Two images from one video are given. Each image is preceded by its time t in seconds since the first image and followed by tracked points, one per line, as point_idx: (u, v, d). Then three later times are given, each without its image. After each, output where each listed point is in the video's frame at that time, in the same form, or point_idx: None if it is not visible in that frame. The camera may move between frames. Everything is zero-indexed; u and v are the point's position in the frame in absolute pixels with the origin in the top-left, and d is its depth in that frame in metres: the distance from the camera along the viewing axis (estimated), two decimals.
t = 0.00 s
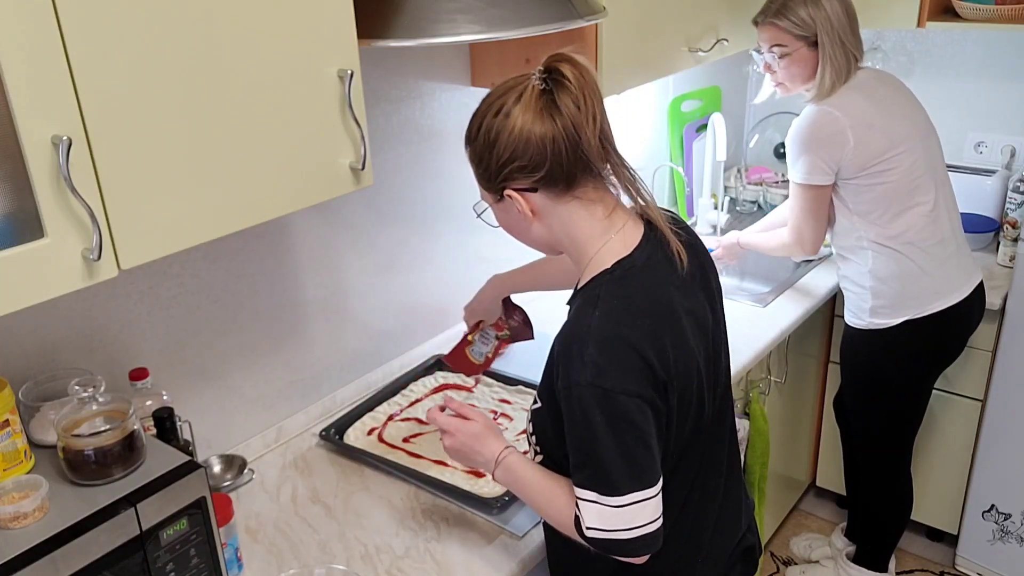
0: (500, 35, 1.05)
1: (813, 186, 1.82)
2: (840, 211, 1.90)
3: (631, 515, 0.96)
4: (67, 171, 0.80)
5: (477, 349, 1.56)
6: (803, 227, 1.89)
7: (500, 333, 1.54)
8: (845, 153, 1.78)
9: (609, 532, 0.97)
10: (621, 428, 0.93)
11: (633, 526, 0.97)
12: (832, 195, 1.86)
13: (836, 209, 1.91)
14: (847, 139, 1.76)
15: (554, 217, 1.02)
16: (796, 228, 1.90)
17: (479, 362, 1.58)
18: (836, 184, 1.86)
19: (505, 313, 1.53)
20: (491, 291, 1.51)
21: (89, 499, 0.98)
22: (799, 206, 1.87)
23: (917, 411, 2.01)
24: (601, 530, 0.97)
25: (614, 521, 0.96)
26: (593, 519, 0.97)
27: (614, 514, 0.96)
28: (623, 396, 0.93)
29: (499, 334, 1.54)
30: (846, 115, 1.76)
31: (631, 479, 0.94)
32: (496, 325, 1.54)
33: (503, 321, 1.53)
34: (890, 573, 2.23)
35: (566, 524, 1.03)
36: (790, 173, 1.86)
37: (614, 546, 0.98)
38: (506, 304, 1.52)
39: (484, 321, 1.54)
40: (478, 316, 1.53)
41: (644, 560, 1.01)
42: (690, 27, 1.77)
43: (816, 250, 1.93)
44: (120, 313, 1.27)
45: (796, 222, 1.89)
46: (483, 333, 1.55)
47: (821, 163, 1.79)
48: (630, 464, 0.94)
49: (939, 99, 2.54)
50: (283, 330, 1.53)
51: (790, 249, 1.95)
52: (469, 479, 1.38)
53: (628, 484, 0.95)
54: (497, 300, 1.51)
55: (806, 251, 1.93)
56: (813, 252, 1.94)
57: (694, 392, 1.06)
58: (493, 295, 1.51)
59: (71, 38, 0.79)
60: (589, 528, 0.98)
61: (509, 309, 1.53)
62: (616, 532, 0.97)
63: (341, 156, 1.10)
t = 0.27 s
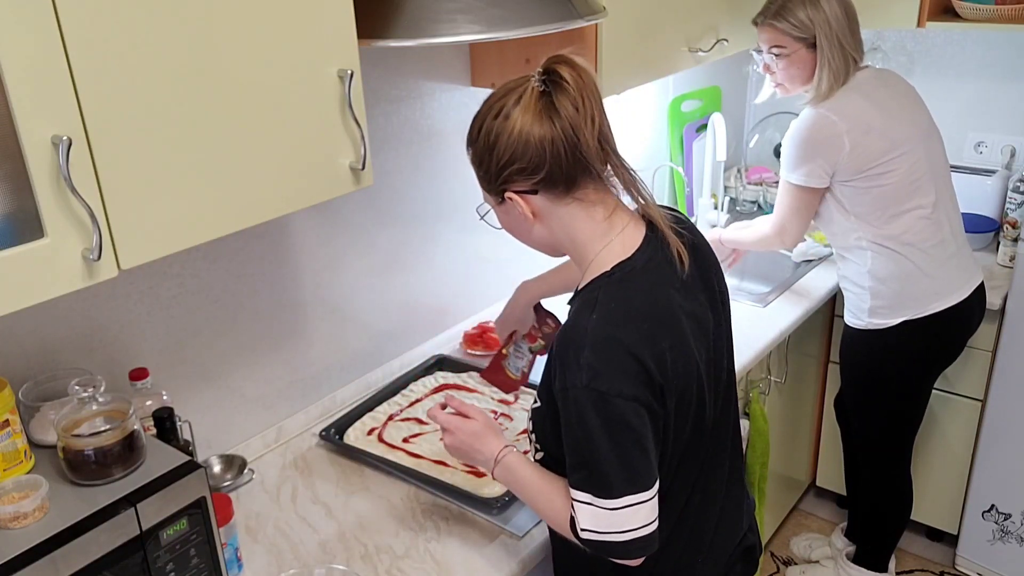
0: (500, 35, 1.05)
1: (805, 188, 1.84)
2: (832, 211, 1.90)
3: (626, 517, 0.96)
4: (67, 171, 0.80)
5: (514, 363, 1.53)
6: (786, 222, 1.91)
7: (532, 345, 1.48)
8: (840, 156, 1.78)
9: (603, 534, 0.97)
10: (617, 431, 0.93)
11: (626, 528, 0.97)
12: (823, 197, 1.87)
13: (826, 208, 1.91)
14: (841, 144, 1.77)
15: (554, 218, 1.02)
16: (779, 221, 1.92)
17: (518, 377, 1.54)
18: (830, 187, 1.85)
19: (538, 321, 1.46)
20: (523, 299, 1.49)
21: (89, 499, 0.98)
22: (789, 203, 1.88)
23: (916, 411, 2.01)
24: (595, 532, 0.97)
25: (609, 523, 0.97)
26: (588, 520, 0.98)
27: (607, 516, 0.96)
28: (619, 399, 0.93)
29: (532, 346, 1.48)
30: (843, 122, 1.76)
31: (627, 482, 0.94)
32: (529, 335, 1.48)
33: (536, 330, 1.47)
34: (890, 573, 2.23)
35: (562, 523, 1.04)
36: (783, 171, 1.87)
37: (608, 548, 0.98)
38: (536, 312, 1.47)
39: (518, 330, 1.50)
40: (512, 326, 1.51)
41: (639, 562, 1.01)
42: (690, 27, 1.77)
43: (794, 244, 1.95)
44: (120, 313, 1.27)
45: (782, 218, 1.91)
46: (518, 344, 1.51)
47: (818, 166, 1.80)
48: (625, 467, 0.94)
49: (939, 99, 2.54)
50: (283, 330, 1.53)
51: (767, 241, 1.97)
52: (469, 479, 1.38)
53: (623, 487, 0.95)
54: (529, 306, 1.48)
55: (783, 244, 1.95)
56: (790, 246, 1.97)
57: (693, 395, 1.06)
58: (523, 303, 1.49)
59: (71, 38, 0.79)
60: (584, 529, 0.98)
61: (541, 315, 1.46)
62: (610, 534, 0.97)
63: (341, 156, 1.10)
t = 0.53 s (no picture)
0: (500, 35, 1.05)
1: (809, 185, 1.83)
2: (834, 210, 1.90)
3: (628, 519, 0.96)
4: (67, 171, 0.80)
5: (532, 379, 1.39)
6: (792, 220, 1.90)
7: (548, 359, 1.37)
8: (842, 154, 1.78)
9: (604, 536, 0.97)
10: (617, 433, 0.93)
11: (628, 531, 0.97)
12: (826, 194, 1.87)
13: (829, 207, 1.91)
14: (845, 142, 1.77)
15: (559, 219, 1.02)
16: (784, 220, 1.91)
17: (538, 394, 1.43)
18: (832, 184, 1.86)
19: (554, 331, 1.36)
20: (537, 308, 1.43)
21: (88, 499, 0.98)
22: (791, 201, 1.88)
23: (916, 411, 2.02)
24: (596, 534, 0.97)
25: (610, 525, 0.96)
26: (589, 521, 0.98)
27: (608, 518, 0.96)
28: (620, 402, 0.93)
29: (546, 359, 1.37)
30: (846, 118, 1.76)
31: (628, 485, 0.94)
32: (545, 349, 1.37)
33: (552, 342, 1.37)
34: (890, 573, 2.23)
35: (563, 523, 1.04)
36: (787, 169, 1.86)
37: (608, 550, 0.98)
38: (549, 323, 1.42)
39: (533, 343, 1.42)
40: (527, 339, 1.43)
41: (639, 564, 1.01)
42: (690, 27, 1.77)
43: (800, 245, 1.94)
44: (120, 313, 1.27)
45: (784, 217, 1.90)
46: (534, 360, 1.39)
47: (820, 163, 1.80)
48: (626, 469, 0.94)
49: (939, 99, 2.54)
50: (283, 329, 1.53)
51: (773, 241, 1.96)
52: (469, 479, 1.38)
53: (624, 490, 0.95)
54: (541, 317, 1.42)
55: (790, 245, 1.94)
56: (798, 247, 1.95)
57: (696, 398, 1.06)
58: (538, 312, 1.43)
59: (71, 38, 0.79)
60: (585, 530, 0.98)
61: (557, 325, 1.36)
62: (610, 536, 0.97)
63: (341, 156, 1.10)
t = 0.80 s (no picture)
0: (501, 35, 1.05)
1: (820, 182, 1.81)
2: (845, 212, 1.89)
3: (639, 520, 0.96)
4: (67, 171, 0.80)
5: (467, 376, 1.48)
6: (806, 223, 1.87)
7: (486, 358, 1.47)
8: (852, 149, 1.77)
9: (615, 537, 0.97)
10: (627, 433, 0.93)
11: (639, 532, 0.97)
12: (837, 195, 1.85)
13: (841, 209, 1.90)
14: (855, 136, 1.76)
15: (565, 219, 1.02)
16: (798, 224, 1.89)
17: (473, 391, 1.48)
18: (842, 184, 1.84)
19: (495, 334, 1.46)
20: (484, 309, 1.47)
21: (88, 499, 0.98)
22: (804, 203, 1.86)
23: (916, 411, 2.02)
24: (607, 535, 0.97)
25: (621, 526, 0.96)
26: (600, 523, 0.98)
27: (620, 520, 0.96)
28: (630, 402, 0.93)
29: (485, 359, 1.47)
30: (854, 113, 1.75)
31: (638, 485, 0.94)
32: (483, 349, 1.47)
33: (492, 344, 1.46)
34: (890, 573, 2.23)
35: (573, 529, 1.04)
36: (796, 170, 1.84)
37: (620, 551, 0.98)
38: (494, 325, 1.47)
39: (473, 343, 1.48)
40: (467, 338, 1.48)
41: (649, 566, 1.02)
42: (690, 27, 1.77)
43: (815, 249, 1.92)
44: (120, 314, 1.27)
45: (799, 219, 1.88)
46: (471, 359, 1.48)
47: (829, 157, 1.78)
48: (636, 469, 0.94)
49: (939, 99, 2.54)
50: (283, 329, 1.53)
51: (788, 245, 1.94)
52: (469, 479, 1.38)
53: (635, 491, 0.95)
54: (489, 319, 1.47)
55: (805, 250, 1.92)
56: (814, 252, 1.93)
57: (703, 398, 1.06)
58: (484, 315, 1.46)
59: (71, 38, 0.79)
60: (596, 532, 0.98)
61: (498, 329, 1.46)
62: (622, 537, 0.97)
63: (341, 156, 1.10)
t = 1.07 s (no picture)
0: (501, 35, 1.05)
1: (822, 184, 1.80)
2: (846, 212, 1.89)
3: (659, 521, 0.96)
4: (67, 171, 0.80)
5: (417, 385, 1.42)
6: (808, 224, 1.87)
7: (438, 367, 1.43)
8: (856, 149, 1.77)
9: (635, 540, 0.97)
10: (643, 433, 0.93)
11: (658, 532, 0.97)
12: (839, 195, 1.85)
13: (843, 210, 1.90)
14: (857, 135, 1.76)
15: (566, 221, 1.02)
16: (800, 225, 1.88)
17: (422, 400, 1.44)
18: (844, 184, 1.84)
19: (448, 343, 1.44)
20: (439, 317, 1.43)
21: (88, 499, 0.98)
22: (806, 204, 1.85)
23: (916, 411, 2.02)
24: (628, 539, 0.97)
25: (641, 528, 0.96)
26: (620, 528, 0.97)
27: (640, 522, 0.96)
28: (645, 401, 0.93)
29: (437, 367, 1.43)
30: (856, 113, 1.75)
31: (655, 485, 0.95)
32: (434, 356, 1.43)
33: (444, 352, 1.43)
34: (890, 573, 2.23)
35: (591, 535, 1.03)
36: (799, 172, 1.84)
37: (639, 554, 0.97)
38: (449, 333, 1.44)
39: (425, 350, 1.43)
40: (421, 346, 1.43)
41: (666, 566, 1.02)
42: (690, 28, 1.77)
43: (817, 250, 1.91)
44: (119, 314, 1.27)
45: (801, 220, 1.87)
46: (422, 367, 1.43)
47: (831, 158, 1.78)
48: (652, 469, 0.94)
49: (939, 99, 2.54)
50: (283, 329, 1.53)
51: (789, 247, 1.93)
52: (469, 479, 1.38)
53: (652, 491, 0.95)
54: (443, 327, 1.43)
55: (807, 250, 1.91)
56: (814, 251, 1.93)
57: (710, 395, 1.06)
58: (439, 322, 1.43)
59: (71, 38, 0.79)
60: (616, 537, 0.97)
61: (450, 338, 1.44)
62: (642, 539, 0.97)
63: (341, 156, 1.10)
